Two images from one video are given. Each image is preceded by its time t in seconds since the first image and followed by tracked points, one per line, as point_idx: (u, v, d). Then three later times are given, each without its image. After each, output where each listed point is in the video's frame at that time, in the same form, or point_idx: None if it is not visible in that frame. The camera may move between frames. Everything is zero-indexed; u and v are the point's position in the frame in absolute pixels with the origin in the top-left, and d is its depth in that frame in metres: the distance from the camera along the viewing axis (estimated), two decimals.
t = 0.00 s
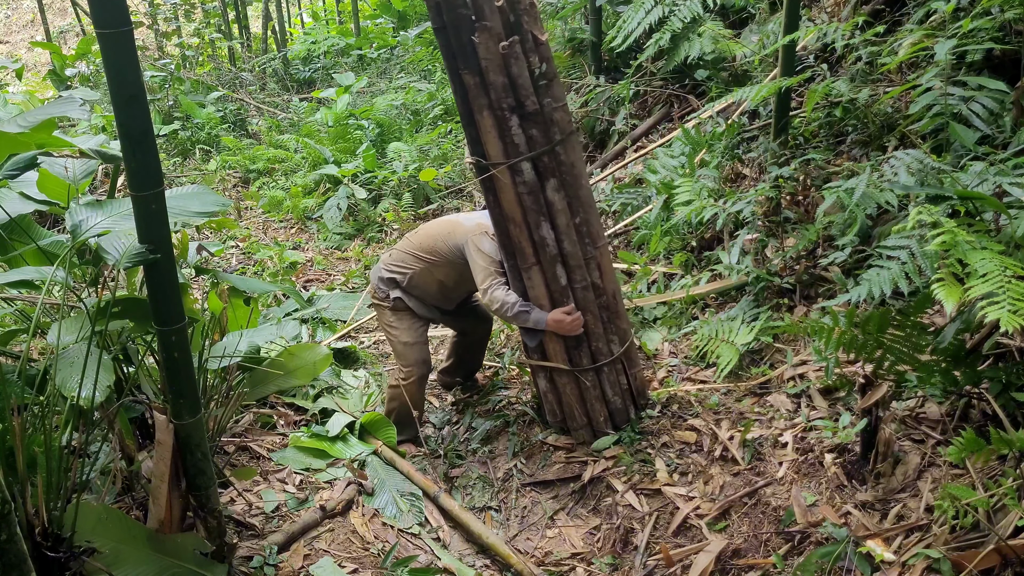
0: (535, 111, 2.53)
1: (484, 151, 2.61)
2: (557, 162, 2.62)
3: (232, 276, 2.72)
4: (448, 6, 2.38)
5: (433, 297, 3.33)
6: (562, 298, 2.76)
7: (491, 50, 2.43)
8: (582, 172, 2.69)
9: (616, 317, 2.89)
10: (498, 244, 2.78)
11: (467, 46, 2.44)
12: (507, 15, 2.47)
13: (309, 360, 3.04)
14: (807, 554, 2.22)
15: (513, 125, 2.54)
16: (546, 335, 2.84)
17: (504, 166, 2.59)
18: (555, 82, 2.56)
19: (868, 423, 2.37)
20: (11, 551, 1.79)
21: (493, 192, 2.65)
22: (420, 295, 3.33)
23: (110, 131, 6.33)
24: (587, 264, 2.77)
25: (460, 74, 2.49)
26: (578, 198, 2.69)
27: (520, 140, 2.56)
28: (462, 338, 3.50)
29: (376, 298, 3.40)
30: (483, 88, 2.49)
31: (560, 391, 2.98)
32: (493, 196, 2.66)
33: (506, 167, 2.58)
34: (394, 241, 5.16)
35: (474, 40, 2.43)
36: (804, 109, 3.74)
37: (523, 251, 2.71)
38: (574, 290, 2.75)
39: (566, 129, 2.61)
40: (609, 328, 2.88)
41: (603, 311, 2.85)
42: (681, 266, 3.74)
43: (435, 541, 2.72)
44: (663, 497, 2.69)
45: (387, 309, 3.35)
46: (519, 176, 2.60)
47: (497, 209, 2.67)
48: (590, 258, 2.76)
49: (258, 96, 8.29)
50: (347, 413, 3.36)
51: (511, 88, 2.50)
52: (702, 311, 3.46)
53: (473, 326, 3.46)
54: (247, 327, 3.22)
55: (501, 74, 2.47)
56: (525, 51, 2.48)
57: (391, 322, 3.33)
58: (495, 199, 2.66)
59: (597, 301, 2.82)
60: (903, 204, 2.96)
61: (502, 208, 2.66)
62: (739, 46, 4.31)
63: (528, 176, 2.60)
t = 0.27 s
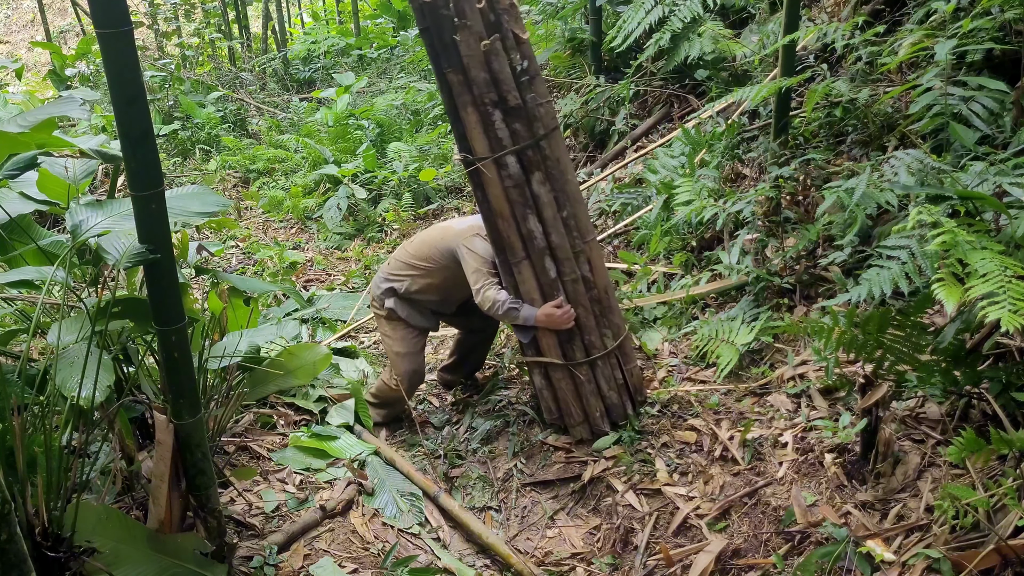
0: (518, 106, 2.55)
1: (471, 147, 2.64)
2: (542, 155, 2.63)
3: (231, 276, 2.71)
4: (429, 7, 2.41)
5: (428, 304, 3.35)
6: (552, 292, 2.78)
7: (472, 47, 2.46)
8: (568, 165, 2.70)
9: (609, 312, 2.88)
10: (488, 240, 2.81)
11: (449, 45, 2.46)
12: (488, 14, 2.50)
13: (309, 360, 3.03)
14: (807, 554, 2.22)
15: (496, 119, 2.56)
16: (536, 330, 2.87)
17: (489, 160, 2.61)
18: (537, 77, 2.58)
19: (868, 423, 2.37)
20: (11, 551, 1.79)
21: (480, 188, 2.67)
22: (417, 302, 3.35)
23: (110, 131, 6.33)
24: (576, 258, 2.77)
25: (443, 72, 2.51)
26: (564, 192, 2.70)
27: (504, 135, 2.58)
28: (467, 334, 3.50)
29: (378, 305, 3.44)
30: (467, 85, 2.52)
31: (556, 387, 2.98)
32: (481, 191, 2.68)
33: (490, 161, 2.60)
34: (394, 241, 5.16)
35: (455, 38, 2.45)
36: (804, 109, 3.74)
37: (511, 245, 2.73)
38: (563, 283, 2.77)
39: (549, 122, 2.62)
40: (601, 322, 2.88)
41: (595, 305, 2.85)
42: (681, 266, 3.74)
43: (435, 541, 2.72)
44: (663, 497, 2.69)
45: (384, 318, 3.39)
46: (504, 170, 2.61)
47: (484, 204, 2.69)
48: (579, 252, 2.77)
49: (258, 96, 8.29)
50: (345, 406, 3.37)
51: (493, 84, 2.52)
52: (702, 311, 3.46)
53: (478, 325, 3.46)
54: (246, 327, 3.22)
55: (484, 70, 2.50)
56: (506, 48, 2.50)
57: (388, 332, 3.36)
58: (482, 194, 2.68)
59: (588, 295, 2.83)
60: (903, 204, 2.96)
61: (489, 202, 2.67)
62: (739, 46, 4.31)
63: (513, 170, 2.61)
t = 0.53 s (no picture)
0: (475, 111, 2.73)
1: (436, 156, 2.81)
2: (505, 156, 2.81)
3: (231, 276, 2.71)
4: (379, 29, 2.59)
5: (432, 332, 3.46)
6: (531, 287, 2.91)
7: (424, 60, 2.64)
8: (530, 164, 2.87)
9: (591, 305, 3.00)
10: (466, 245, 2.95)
11: (401, 61, 2.65)
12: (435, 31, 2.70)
13: (309, 360, 3.02)
14: (807, 554, 2.22)
15: (456, 125, 2.74)
16: (524, 322, 2.95)
17: (455, 166, 2.77)
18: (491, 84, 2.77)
19: (868, 423, 2.36)
20: (11, 551, 1.79)
21: (450, 194, 2.83)
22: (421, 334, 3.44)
23: (110, 131, 6.33)
24: (551, 253, 2.91)
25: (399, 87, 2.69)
26: (531, 190, 2.86)
27: (466, 140, 2.75)
28: (469, 345, 3.61)
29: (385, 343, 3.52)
30: (425, 97, 2.70)
31: (548, 384, 3.05)
32: (450, 198, 2.84)
33: (456, 164, 2.77)
34: (394, 241, 5.16)
35: (406, 53, 2.63)
36: (804, 109, 3.74)
37: (485, 245, 2.88)
38: (541, 277, 2.89)
39: (507, 124, 2.80)
40: (585, 314, 2.99)
41: (577, 298, 2.97)
42: (681, 266, 3.74)
43: (435, 541, 2.72)
44: (663, 497, 2.69)
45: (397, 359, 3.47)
46: (470, 173, 2.78)
47: (456, 209, 2.84)
48: (553, 247, 2.91)
49: (258, 96, 8.28)
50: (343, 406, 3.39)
51: (449, 93, 2.71)
52: (702, 311, 3.46)
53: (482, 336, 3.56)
54: (247, 327, 3.22)
55: (439, 82, 2.68)
56: (457, 60, 2.70)
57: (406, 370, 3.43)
58: (453, 200, 2.84)
59: (567, 288, 2.95)
60: (903, 204, 2.96)
61: (460, 206, 2.83)
62: (738, 46, 4.31)
63: (478, 172, 2.78)
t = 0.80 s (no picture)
0: (426, 125, 2.90)
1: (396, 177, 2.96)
2: (462, 165, 2.97)
3: (231, 276, 2.71)
4: (324, 61, 2.78)
5: (421, 346, 3.47)
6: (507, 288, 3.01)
7: (372, 82, 2.83)
8: (487, 171, 3.04)
9: (571, 299, 3.10)
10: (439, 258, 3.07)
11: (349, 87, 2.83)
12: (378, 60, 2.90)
13: (309, 360, 3.02)
14: (807, 554, 2.22)
15: (411, 140, 2.90)
16: (503, 318, 3.02)
17: (415, 180, 2.91)
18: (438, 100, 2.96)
19: (868, 423, 2.36)
20: (11, 551, 1.79)
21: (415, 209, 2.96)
22: (410, 350, 3.46)
23: (110, 131, 6.33)
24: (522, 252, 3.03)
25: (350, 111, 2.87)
26: (493, 195, 3.02)
27: (422, 153, 2.91)
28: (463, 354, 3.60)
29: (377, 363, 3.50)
30: (377, 119, 2.87)
31: (541, 383, 3.09)
32: (416, 214, 2.96)
33: (416, 176, 2.91)
34: (394, 241, 5.16)
35: (353, 78, 2.82)
36: (804, 109, 3.75)
37: (456, 252, 3.00)
38: (516, 275, 2.99)
39: (459, 135, 2.97)
40: (566, 307, 3.08)
41: (556, 293, 3.07)
42: (681, 266, 3.74)
43: (435, 541, 2.72)
44: (663, 497, 2.69)
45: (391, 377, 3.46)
46: (431, 185, 2.92)
47: (423, 223, 2.97)
48: (524, 246, 3.04)
49: (258, 96, 8.28)
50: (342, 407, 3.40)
51: (399, 112, 2.89)
52: (702, 311, 3.47)
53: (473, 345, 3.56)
54: (246, 327, 3.22)
55: (387, 102, 2.86)
56: (402, 81, 2.89)
57: (401, 385, 3.41)
58: (418, 214, 2.96)
59: (544, 283, 3.06)
60: (903, 204, 2.96)
61: (426, 220, 2.96)
62: (738, 46, 4.31)
63: (438, 182, 2.92)
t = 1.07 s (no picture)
0: (391, 134, 3.15)
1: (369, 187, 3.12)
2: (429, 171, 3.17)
3: (232, 276, 2.71)
4: (290, 84, 3.05)
5: (414, 348, 3.49)
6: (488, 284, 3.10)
7: (337, 96, 3.07)
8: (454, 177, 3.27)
9: (555, 291, 3.24)
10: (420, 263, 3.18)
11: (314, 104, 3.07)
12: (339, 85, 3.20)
13: (309, 360, 3.03)
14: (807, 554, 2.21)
15: (378, 146, 3.10)
16: (484, 313, 3.09)
17: (388, 185, 3.08)
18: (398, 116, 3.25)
19: (868, 423, 2.36)
20: (11, 551, 1.79)
21: (390, 215, 3.10)
22: (403, 352, 3.47)
23: (110, 131, 6.33)
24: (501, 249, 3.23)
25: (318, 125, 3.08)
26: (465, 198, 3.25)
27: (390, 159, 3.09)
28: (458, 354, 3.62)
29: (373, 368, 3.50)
30: (345, 131, 3.08)
31: (532, 376, 3.12)
32: (393, 219, 3.10)
33: (388, 181, 3.08)
34: (394, 241, 5.17)
35: (318, 95, 3.07)
36: (804, 109, 3.75)
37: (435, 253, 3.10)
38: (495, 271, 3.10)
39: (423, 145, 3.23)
40: (550, 300, 3.20)
41: (539, 286, 3.21)
42: (681, 266, 3.74)
43: (436, 541, 2.72)
44: (663, 497, 2.69)
45: (388, 379, 3.46)
46: (402, 189, 3.07)
47: (400, 227, 3.10)
48: (501, 243, 3.24)
49: (258, 96, 8.28)
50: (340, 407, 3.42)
51: (365, 125, 3.12)
52: (702, 311, 3.47)
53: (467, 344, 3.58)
54: (246, 328, 3.22)
55: (353, 115, 3.09)
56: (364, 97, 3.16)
57: (398, 386, 3.41)
58: (394, 219, 3.10)
59: (527, 277, 3.20)
60: (903, 204, 2.96)
61: (403, 224, 3.09)
62: (739, 46, 4.31)
63: (409, 185, 3.08)
